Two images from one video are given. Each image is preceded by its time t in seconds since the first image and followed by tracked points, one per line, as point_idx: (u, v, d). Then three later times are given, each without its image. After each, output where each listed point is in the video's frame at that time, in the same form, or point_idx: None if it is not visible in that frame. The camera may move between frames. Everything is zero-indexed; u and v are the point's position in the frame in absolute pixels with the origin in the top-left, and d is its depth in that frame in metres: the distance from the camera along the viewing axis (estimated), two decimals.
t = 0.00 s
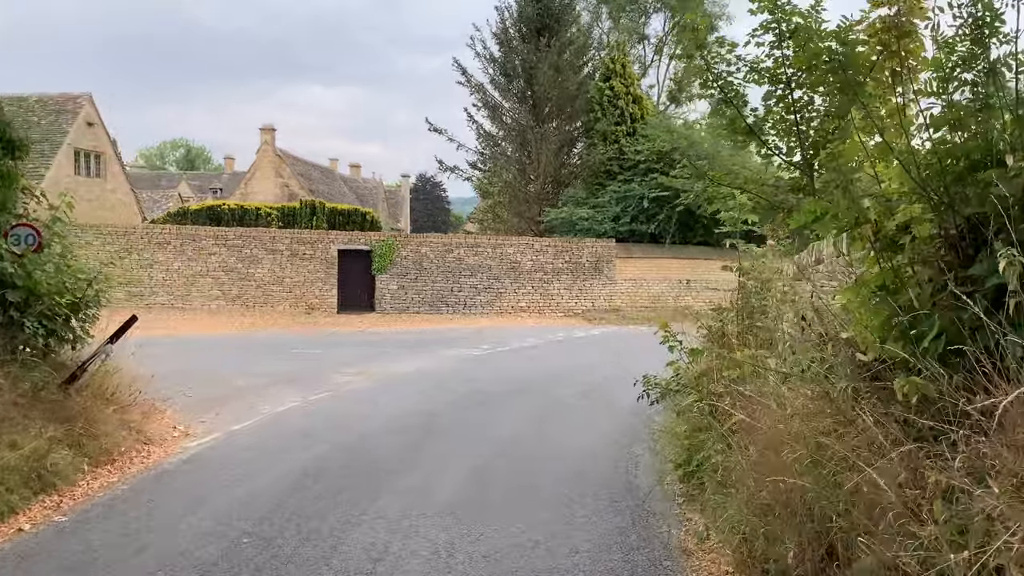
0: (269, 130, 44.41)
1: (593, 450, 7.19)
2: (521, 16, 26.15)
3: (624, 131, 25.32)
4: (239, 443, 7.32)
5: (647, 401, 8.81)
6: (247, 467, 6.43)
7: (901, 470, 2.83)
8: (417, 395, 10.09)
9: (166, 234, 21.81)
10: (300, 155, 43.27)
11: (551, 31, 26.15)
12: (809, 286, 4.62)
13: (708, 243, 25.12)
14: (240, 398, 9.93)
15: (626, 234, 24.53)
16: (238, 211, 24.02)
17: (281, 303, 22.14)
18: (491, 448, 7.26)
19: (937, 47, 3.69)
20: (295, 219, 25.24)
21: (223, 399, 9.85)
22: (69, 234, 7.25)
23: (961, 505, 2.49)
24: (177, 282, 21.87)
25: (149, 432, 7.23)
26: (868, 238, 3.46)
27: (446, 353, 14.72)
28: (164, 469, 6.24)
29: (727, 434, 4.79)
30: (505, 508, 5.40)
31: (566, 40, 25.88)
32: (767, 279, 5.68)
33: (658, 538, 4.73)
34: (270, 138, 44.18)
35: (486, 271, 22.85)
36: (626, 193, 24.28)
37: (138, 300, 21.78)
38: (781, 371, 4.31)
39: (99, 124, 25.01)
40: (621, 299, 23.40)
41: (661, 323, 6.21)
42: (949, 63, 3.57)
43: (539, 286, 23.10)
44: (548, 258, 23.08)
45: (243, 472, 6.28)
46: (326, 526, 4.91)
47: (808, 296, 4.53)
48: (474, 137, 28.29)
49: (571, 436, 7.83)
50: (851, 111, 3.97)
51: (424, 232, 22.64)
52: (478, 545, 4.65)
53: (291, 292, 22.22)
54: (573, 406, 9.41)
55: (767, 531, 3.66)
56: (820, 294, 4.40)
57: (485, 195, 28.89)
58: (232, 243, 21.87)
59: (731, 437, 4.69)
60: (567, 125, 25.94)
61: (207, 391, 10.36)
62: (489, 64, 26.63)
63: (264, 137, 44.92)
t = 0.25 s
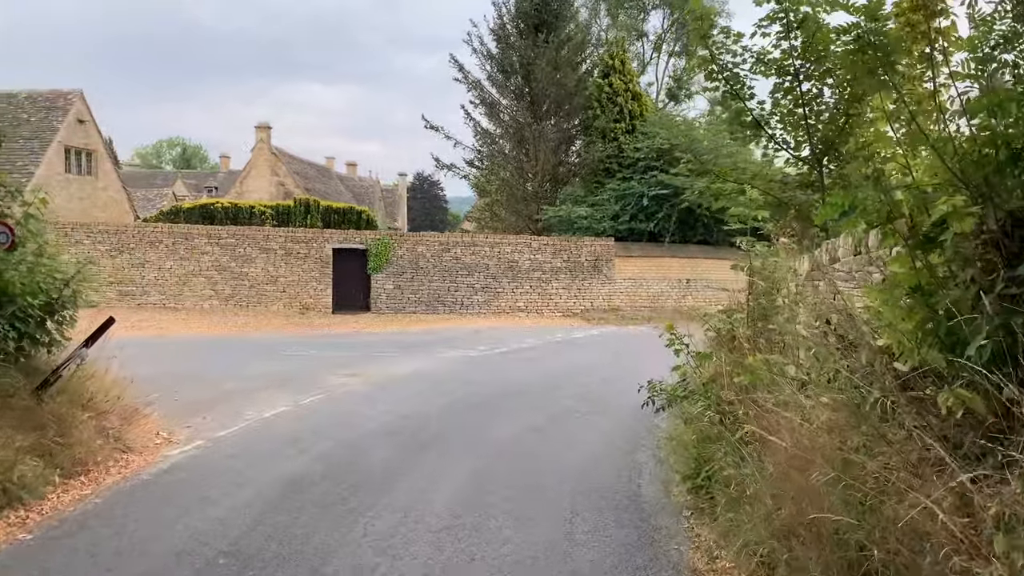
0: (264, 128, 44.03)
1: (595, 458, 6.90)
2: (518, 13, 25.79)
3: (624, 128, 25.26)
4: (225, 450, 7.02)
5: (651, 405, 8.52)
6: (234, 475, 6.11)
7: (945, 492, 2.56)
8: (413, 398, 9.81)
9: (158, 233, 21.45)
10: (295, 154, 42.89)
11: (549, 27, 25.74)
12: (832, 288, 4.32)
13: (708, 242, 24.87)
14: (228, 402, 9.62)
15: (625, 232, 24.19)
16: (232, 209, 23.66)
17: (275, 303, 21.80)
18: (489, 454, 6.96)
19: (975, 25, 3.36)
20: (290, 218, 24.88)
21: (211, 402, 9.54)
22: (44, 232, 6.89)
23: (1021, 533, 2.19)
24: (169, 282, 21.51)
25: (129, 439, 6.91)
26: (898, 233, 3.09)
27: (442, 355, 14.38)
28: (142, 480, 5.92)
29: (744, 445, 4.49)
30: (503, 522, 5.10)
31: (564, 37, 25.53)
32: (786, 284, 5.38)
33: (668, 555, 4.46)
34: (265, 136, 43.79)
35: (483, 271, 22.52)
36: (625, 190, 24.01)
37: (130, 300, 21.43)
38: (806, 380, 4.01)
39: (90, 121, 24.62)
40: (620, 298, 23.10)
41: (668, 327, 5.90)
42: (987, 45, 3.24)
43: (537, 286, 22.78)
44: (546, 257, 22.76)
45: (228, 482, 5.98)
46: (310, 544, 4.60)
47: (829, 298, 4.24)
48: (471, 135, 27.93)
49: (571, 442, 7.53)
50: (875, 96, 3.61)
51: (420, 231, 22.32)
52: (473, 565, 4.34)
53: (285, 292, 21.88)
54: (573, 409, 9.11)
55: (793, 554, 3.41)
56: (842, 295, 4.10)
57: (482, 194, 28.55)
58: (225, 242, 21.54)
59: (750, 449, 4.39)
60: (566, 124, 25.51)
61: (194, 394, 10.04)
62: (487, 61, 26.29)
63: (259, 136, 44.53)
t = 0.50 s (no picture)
0: (259, 126, 43.63)
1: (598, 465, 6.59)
2: (516, 8, 25.43)
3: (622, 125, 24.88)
4: (209, 456, 6.69)
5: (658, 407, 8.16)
6: (218, 485, 5.77)
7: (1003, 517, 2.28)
8: (407, 400, 9.50)
9: (149, 231, 21.09)
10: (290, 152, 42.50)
11: (547, 22, 25.34)
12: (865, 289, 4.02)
13: (708, 240, 24.56)
14: (216, 405, 9.28)
15: (624, 230, 23.75)
16: (225, 207, 23.29)
17: (269, 303, 21.45)
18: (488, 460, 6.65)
19: None
20: (284, 216, 24.52)
21: (198, 406, 9.20)
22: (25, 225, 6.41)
23: None
24: (160, 280, 21.15)
25: (107, 446, 6.57)
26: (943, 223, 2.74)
27: (438, 355, 14.03)
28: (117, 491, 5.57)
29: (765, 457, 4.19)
30: (502, 537, 4.78)
31: (562, 32, 25.18)
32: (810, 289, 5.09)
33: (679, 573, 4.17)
34: (260, 134, 43.40)
35: (480, 270, 22.16)
36: (624, 188, 23.71)
37: (121, 299, 21.08)
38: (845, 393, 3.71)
39: (81, 118, 24.23)
40: (619, 297, 22.78)
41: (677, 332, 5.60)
42: None
43: (534, 284, 22.45)
44: (544, 256, 22.43)
45: (211, 491, 5.65)
46: (293, 564, 4.27)
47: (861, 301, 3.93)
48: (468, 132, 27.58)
49: (573, 447, 7.22)
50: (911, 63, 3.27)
51: (416, 229, 21.99)
52: None
53: (279, 291, 21.53)
54: (573, 412, 8.76)
55: None
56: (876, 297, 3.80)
57: (479, 192, 28.19)
58: (218, 240, 21.18)
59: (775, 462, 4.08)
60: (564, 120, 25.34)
61: (182, 397, 9.71)
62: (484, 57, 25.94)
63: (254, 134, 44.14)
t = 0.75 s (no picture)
0: (253, 124, 43.19)
1: (598, 475, 6.26)
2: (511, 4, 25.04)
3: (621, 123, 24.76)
4: (187, 468, 6.33)
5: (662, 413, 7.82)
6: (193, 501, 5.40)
7: None
8: (400, 404, 9.14)
9: (138, 230, 20.69)
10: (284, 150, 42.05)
11: (543, 19, 24.97)
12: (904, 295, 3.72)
13: (707, 239, 24.24)
14: (199, 411, 8.90)
15: (622, 230, 23.40)
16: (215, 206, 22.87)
17: (260, 303, 21.05)
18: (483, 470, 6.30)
19: None
20: (276, 215, 24.10)
21: (181, 412, 8.84)
22: None
23: None
24: (150, 281, 20.75)
25: (77, 457, 6.20)
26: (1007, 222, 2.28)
27: (433, 357, 13.66)
28: (84, 509, 5.21)
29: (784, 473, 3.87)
30: (499, 557, 4.46)
31: (559, 28, 24.78)
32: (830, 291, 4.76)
33: None
34: (254, 132, 42.95)
35: (476, 269, 21.78)
36: (621, 187, 23.40)
37: (110, 300, 20.70)
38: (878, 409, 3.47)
39: (69, 115, 23.79)
40: (616, 298, 22.44)
41: (685, 336, 5.25)
42: None
43: (531, 284, 22.08)
44: (540, 256, 22.08)
45: (186, 507, 5.30)
46: None
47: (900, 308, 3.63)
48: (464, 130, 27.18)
49: (573, 454, 6.89)
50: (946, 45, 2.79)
51: (411, 228, 21.62)
52: None
53: (271, 291, 21.14)
54: (572, 417, 8.42)
55: None
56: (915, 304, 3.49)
57: (475, 190, 27.80)
58: (208, 240, 20.78)
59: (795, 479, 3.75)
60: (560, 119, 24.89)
61: (166, 402, 9.35)
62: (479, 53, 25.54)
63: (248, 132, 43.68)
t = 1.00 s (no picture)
0: (247, 123, 42.85)
1: (599, 481, 6.00)
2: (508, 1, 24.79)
3: (618, 121, 24.38)
4: (169, 472, 6.05)
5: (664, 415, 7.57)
6: (172, 510, 5.14)
7: None
8: (392, 405, 8.90)
9: (129, 229, 20.38)
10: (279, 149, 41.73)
11: (539, 16, 24.79)
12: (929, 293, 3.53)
13: (705, 238, 24.06)
14: (186, 413, 8.64)
15: (619, 229, 23.17)
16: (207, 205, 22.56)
17: (253, 303, 20.76)
18: (478, 476, 6.04)
19: None
20: (269, 213, 23.80)
21: (169, 414, 8.57)
22: None
23: None
24: (141, 280, 20.44)
25: (53, 463, 5.93)
26: None
27: (428, 358, 13.38)
28: (56, 519, 4.94)
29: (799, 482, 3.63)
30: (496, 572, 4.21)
31: (556, 25, 24.54)
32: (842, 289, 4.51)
33: None
34: (248, 131, 42.61)
35: (472, 269, 21.50)
36: (619, 185, 23.15)
37: (100, 299, 20.39)
38: (900, 414, 3.27)
39: (58, 112, 23.46)
40: (614, 297, 22.20)
41: (689, 337, 5.01)
42: None
43: (527, 283, 21.81)
44: (537, 254, 21.81)
45: (165, 516, 5.03)
46: None
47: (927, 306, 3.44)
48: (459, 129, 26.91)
49: (572, 458, 6.64)
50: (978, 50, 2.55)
51: (406, 227, 21.35)
52: None
53: (264, 291, 20.84)
54: (572, 419, 8.16)
55: None
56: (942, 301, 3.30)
57: (470, 189, 27.49)
58: (201, 239, 20.50)
59: (812, 489, 3.52)
60: (556, 117, 24.63)
61: (153, 404, 9.07)
62: (475, 51, 25.28)
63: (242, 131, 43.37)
